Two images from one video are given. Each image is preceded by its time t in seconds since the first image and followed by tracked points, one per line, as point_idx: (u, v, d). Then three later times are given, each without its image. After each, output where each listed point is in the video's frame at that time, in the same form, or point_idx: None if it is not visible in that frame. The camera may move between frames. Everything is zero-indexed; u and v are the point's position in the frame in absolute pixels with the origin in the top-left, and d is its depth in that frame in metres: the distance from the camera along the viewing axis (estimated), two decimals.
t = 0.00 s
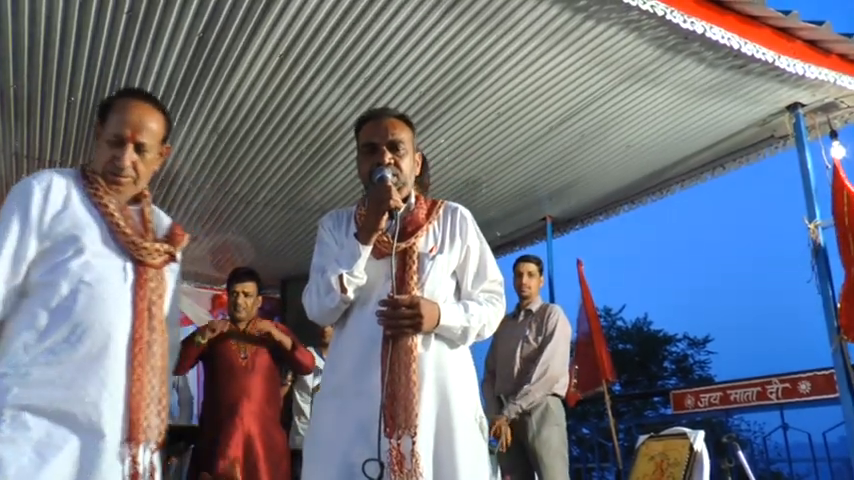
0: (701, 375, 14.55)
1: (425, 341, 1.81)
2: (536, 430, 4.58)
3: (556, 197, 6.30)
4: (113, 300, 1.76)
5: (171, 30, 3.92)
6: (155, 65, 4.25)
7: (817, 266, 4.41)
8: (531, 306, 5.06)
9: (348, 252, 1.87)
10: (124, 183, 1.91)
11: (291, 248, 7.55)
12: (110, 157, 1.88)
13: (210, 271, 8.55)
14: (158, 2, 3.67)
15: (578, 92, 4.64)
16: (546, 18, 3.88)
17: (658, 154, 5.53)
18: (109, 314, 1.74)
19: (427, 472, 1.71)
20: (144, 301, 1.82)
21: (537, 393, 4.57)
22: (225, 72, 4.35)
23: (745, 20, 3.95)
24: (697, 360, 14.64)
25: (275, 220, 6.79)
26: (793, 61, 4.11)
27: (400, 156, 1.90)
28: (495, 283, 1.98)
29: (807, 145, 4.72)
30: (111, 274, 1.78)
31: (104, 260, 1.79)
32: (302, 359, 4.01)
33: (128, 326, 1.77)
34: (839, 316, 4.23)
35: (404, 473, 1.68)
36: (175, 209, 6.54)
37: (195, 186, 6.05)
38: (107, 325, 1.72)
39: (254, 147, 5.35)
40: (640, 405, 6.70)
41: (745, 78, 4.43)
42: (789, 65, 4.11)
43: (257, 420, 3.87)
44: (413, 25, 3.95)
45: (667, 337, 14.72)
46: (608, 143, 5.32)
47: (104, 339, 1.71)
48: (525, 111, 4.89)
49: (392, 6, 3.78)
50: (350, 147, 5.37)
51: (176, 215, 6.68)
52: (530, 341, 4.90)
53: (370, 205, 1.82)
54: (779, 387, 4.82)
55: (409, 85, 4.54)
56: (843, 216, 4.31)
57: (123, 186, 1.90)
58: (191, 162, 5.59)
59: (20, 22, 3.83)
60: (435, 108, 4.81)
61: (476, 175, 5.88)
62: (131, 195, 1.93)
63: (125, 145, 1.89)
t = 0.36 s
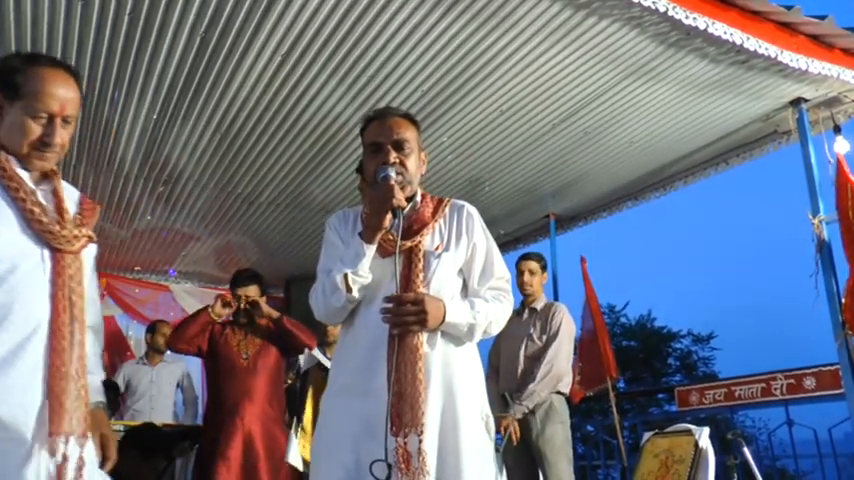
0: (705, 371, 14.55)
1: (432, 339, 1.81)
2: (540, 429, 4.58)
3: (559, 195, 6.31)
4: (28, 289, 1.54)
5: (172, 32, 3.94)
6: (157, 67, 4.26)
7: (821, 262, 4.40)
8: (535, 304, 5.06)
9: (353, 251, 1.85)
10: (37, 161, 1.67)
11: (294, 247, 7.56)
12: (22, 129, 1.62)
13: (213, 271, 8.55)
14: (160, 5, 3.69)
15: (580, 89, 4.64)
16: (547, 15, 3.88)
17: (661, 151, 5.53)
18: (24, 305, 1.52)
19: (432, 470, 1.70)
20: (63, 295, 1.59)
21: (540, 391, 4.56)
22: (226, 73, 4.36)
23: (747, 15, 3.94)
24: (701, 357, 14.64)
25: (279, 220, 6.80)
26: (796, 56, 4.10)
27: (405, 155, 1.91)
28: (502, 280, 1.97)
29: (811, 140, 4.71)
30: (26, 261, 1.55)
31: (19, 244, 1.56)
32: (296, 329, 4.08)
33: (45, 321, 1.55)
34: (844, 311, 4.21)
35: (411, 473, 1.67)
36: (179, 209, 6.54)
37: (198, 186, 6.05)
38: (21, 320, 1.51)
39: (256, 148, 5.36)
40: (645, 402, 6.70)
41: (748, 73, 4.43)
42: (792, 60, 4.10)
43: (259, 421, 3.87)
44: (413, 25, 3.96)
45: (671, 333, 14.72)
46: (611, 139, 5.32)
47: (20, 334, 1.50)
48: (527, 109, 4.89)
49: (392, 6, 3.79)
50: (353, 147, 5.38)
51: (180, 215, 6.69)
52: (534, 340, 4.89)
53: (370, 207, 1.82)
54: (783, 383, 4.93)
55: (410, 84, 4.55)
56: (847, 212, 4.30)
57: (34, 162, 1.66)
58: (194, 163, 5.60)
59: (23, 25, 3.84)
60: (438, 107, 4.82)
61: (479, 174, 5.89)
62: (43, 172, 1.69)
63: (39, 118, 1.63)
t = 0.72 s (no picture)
0: (706, 371, 14.55)
1: (428, 339, 1.79)
2: (542, 430, 4.57)
3: (559, 195, 6.31)
4: None
5: (173, 33, 3.94)
6: (157, 68, 4.27)
7: (822, 261, 4.39)
8: (536, 305, 5.06)
9: (347, 253, 1.85)
10: None
11: (295, 248, 7.56)
12: None
13: (214, 272, 8.55)
14: (160, 6, 3.69)
15: (580, 89, 4.65)
16: (547, 15, 3.88)
17: (661, 150, 5.53)
18: None
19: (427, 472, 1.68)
20: (23, 289, 1.55)
21: (540, 391, 4.56)
22: (227, 74, 4.36)
23: (746, 14, 3.95)
24: (702, 356, 14.65)
25: (279, 220, 6.80)
26: (795, 55, 4.10)
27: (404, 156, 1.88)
28: (500, 281, 1.93)
29: (811, 139, 4.71)
30: None
31: None
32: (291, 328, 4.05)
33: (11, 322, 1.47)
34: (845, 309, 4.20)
35: (407, 473, 1.65)
36: (179, 210, 6.54)
37: (198, 188, 6.06)
38: None
39: (257, 149, 5.36)
40: (645, 402, 6.71)
41: (748, 72, 4.43)
42: (791, 59, 4.10)
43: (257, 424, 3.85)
44: (412, 25, 3.96)
45: (671, 333, 14.72)
46: (611, 139, 5.32)
47: None
48: (527, 109, 4.90)
49: (392, 6, 3.79)
50: (352, 148, 5.38)
51: (180, 217, 6.69)
52: (536, 340, 4.90)
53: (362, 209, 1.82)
54: (785, 382, 4.85)
55: (411, 84, 4.55)
56: (847, 210, 4.30)
57: None
58: (193, 164, 5.60)
59: (23, 28, 3.84)
60: (439, 107, 4.82)
61: (479, 174, 5.89)
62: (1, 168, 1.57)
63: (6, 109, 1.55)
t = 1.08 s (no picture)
0: (705, 372, 14.57)
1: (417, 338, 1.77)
2: (542, 431, 4.57)
3: (559, 196, 6.30)
4: None
5: (173, 35, 3.94)
6: (157, 70, 4.27)
7: (822, 263, 4.39)
8: (535, 306, 5.05)
9: (337, 253, 1.82)
10: None
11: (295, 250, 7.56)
12: None
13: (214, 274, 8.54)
14: (160, 8, 3.70)
15: (579, 90, 4.64)
16: (547, 17, 3.88)
17: (660, 152, 5.53)
18: None
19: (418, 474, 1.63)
20: None
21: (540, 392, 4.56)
22: (227, 76, 4.36)
23: (745, 16, 3.95)
24: (701, 358, 14.67)
25: (279, 222, 6.79)
26: (794, 56, 4.10)
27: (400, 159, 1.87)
28: (485, 283, 1.93)
29: (810, 140, 4.71)
30: None
31: None
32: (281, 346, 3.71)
33: None
34: (844, 311, 4.20)
35: (397, 473, 1.61)
36: (179, 212, 6.54)
37: (198, 189, 6.06)
38: None
39: (257, 151, 5.37)
40: (645, 403, 6.71)
41: (747, 74, 4.43)
42: (790, 61, 4.10)
43: (259, 432, 3.58)
44: (412, 27, 3.96)
45: (671, 334, 14.73)
46: (610, 141, 5.32)
47: None
48: (527, 110, 4.89)
49: (392, 7, 3.79)
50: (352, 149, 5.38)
51: (180, 218, 6.69)
52: (535, 341, 4.90)
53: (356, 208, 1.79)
54: (785, 384, 4.85)
55: (411, 86, 4.55)
56: (846, 212, 4.29)
57: None
58: (193, 166, 5.60)
59: (23, 29, 3.85)
60: (438, 109, 4.82)
61: (478, 175, 5.89)
62: None
63: None
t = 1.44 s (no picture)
0: (705, 375, 14.58)
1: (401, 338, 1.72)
2: (541, 434, 4.57)
3: (558, 199, 6.30)
4: None
5: (171, 37, 3.93)
6: (156, 73, 4.27)
7: (822, 266, 4.39)
8: (535, 309, 5.05)
9: (307, 275, 1.78)
10: None
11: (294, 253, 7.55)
12: None
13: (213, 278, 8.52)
14: (159, 11, 3.70)
15: (578, 93, 4.64)
16: (546, 19, 3.88)
17: (659, 154, 5.53)
18: None
19: None
20: None
21: (540, 396, 4.56)
22: (226, 78, 4.36)
23: (744, 18, 3.95)
24: (701, 360, 14.67)
25: (278, 225, 6.78)
26: (793, 59, 4.10)
27: (363, 161, 1.82)
28: (475, 286, 1.88)
29: (809, 142, 4.70)
30: None
31: None
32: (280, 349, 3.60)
33: None
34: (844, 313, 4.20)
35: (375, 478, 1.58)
36: (179, 215, 6.54)
37: (197, 192, 6.05)
38: None
39: (256, 154, 5.36)
40: (644, 406, 6.70)
41: (746, 76, 4.43)
42: (790, 63, 4.11)
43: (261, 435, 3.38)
44: (411, 30, 3.96)
45: (671, 337, 14.73)
46: (609, 143, 5.32)
47: None
48: (526, 113, 4.89)
49: (389, 9, 3.78)
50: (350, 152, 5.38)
51: (180, 221, 6.68)
52: (534, 344, 4.90)
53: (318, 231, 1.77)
54: (785, 386, 4.82)
55: (410, 89, 4.54)
56: (846, 214, 4.29)
57: None
58: (193, 169, 5.59)
59: (23, 32, 3.85)
60: (437, 111, 4.82)
61: (477, 178, 5.89)
62: None
63: None
